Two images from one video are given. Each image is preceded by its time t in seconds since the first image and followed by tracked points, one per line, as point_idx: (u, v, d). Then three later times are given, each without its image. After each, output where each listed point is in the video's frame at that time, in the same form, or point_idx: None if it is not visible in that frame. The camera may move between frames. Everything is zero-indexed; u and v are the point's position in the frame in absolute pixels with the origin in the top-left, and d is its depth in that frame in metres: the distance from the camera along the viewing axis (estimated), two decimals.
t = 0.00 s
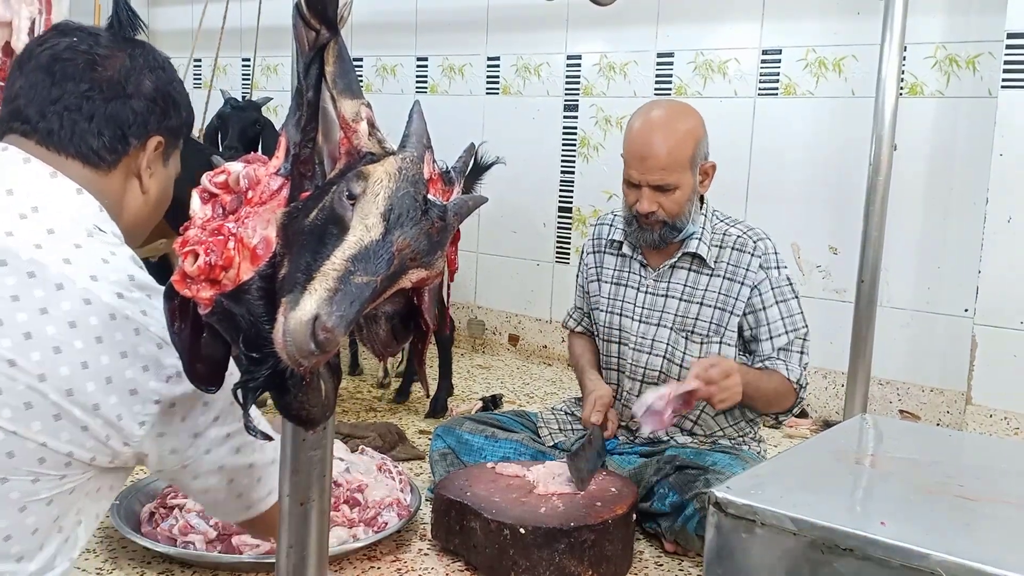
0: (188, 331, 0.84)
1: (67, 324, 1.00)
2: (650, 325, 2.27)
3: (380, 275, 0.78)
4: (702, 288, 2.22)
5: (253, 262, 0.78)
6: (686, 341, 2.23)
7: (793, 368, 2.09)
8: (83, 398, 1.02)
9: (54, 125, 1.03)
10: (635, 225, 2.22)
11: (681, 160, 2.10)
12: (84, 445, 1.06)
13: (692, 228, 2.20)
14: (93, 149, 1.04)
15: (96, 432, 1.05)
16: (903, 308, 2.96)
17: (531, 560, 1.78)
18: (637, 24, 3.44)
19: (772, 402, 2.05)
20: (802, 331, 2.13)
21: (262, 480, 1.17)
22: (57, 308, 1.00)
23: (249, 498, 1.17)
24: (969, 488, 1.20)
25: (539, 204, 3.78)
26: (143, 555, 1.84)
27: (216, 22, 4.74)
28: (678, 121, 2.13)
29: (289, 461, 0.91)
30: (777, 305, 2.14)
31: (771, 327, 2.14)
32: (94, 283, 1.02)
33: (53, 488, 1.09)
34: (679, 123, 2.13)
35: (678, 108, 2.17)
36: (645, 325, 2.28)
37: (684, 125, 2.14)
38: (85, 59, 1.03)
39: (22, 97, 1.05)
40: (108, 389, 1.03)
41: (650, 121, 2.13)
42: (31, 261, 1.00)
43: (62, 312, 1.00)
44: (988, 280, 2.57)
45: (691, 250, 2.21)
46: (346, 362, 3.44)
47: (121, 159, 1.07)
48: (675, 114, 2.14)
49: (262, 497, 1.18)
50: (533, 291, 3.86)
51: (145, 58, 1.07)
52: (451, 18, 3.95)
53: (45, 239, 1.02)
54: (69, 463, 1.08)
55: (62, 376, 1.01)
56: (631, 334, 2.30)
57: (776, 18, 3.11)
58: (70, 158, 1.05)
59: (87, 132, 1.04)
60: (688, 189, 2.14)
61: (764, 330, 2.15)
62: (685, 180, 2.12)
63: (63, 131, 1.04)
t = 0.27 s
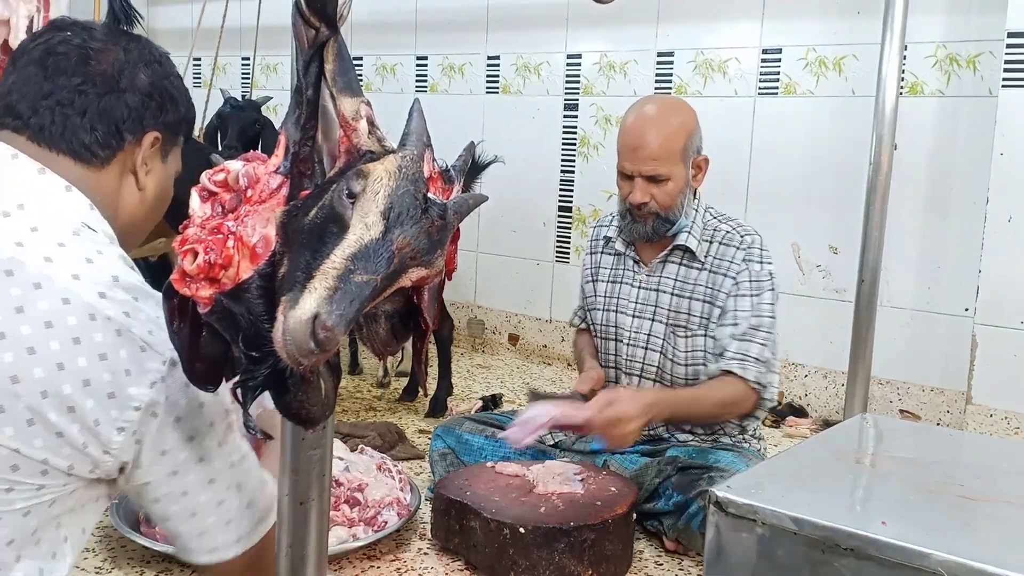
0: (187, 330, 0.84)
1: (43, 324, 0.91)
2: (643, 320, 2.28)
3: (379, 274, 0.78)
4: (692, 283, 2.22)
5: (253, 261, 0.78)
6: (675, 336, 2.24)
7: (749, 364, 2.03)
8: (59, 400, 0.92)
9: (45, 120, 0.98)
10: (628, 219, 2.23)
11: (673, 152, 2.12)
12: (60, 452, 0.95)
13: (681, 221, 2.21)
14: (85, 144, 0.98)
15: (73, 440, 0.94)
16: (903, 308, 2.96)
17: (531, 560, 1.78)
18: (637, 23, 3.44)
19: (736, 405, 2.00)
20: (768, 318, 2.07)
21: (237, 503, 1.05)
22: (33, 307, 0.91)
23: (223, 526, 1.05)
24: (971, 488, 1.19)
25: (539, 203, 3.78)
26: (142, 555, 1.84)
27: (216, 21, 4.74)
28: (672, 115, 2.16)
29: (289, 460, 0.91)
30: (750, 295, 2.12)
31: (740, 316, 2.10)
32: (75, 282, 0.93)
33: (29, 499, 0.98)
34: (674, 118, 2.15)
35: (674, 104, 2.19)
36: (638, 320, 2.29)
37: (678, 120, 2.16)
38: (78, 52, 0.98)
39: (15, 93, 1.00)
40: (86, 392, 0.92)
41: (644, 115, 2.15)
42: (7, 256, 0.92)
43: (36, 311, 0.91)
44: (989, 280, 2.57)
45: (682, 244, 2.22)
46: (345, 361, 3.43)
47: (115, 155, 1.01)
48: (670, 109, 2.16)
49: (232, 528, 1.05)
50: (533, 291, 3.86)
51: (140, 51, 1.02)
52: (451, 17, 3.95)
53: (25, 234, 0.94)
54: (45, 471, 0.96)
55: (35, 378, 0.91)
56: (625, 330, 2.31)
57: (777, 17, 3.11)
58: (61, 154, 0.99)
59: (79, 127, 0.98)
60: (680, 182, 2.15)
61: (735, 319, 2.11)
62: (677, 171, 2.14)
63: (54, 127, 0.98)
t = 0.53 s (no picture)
0: (188, 329, 0.84)
1: (10, 318, 0.83)
2: (630, 321, 2.29)
3: (381, 273, 0.78)
4: (673, 283, 2.21)
5: (254, 261, 0.77)
6: (658, 336, 2.24)
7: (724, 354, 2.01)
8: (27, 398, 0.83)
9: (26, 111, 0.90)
10: (610, 221, 2.26)
11: (643, 154, 2.14)
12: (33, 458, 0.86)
13: (660, 220, 2.20)
14: (70, 136, 0.90)
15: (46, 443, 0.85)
16: (903, 308, 2.96)
17: (532, 560, 1.78)
18: (638, 23, 3.44)
19: (716, 393, 1.99)
20: (745, 310, 2.06)
21: (160, 538, 0.91)
22: None
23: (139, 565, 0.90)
24: (972, 489, 1.19)
25: (540, 203, 3.78)
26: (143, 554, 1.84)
27: (216, 21, 4.75)
28: (643, 117, 2.17)
29: (290, 460, 0.91)
30: (726, 291, 2.10)
31: (719, 312, 2.09)
32: (49, 277, 0.85)
33: (7, 508, 0.88)
34: (644, 120, 2.17)
35: (645, 106, 2.21)
36: (626, 321, 2.30)
37: (648, 121, 2.17)
38: (65, 43, 0.90)
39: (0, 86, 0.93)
40: (56, 389, 0.84)
41: (617, 119, 2.17)
42: None
43: (6, 305, 0.83)
44: (989, 280, 2.57)
45: (660, 245, 2.21)
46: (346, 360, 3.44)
47: (103, 147, 0.92)
48: (641, 112, 2.18)
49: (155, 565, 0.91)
50: (533, 291, 3.86)
51: (133, 44, 0.94)
52: (451, 17, 3.95)
53: None
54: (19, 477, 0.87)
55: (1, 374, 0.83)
56: (614, 331, 2.32)
57: (777, 17, 3.11)
58: (46, 146, 0.91)
59: (63, 118, 0.90)
60: (653, 182, 2.16)
61: (714, 315, 2.11)
62: (648, 172, 2.15)
63: (39, 118, 0.90)
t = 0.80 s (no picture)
0: (193, 328, 0.84)
1: None
2: (629, 319, 2.30)
3: (385, 273, 0.78)
4: (670, 279, 2.22)
5: (259, 260, 0.78)
6: (658, 332, 2.24)
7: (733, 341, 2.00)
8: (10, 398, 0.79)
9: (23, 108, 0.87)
10: (603, 219, 2.26)
11: (632, 151, 2.13)
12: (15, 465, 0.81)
13: (652, 217, 2.21)
14: (67, 132, 0.87)
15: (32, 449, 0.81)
16: (905, 308, 2.96)
17: (534, 559, 1.79)
18: (640, 23, 3.44)
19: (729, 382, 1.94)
20: (750, 300, 2.06)
21: (125, 545, 0.85)
22: None
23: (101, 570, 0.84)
24: (975, 488, 1.19)
25: (541, 203, 3.78)
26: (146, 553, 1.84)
27: (218, 20, 4.75)
28: (632, 115, 2.16)
29: (294, 458, 0.91)
30: (727, 282, 2.11)
31: (725, 304, 2.10)
32: (40, 274, 0.82)
33: None
34: (633, 118, 2.16)
35: (633, 105, 2.20)
36: (625, 320, 2.31)
37: (637, 119, 2.16)
38: (63, 39, 0.87)
39: None
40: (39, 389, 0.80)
41: (605, 118, 2.16)
42: None
43: None
44: (991, 280, 2.57)
45: (655, 241, 2.22)
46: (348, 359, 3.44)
47: (102, 143, 0.89)
48: (629, 110, 2.17)
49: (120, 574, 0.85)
50: (535, 290, 3.86)
51: (132, 39, 0.90)
52: (453, 17, 3.95)
53: None
54: None
55: None
56: (612, 330, 2.32)
57: (779, 17, 3.11)
58: (44, 143, 0.88)
59: (61, 114, 0.87)
60: (643, 179, 2.15)
61: (720, 308, 2.11)
62: (638, 168, 2.14)
63: (37, 114, 0.88)
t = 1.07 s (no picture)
0: (194, 326, 0.85)
1: (9, 315, 0.84)
2: (631, 315, 2.28)
3: (387, 271, 0.78)
4: (674, 276, 2.22)
5: (261, 259, 0.78)
6: (660, 328, 2.23)
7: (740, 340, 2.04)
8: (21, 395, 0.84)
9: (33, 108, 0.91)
10: (607, 216, 2.26)
11: (636, 147, 2.14)
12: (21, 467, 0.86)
13: (657, 213, 2.21)
14: (76, 131, 0.91)
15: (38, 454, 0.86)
16: (905, 307, 2.96)
17: (535, 558, 1.79)
18: (641, 22, 3.43)
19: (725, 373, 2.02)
20: (756, 300, 2.08)
21: (124, 539, 0.89)
22: None
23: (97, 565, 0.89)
24: (976, 487, 1.19)
25: (542, 202, 3.78)
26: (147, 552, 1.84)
27: (219, 19, 4.75)
28: (635, 112, 2.18)
29: (295, 457, 0.92)
30: (732, 279, 2.12)
31: (726, 303, 2.11)
32: (50, 274, 0.86)
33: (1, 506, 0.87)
34: (637, 115, 2.17)
35: (637, 103, 2.22)
36: (627, 316, 2.28)
37: (640, 116, 2.18)
38: (70, 40, 0.91)
39: (8, 85, 0.93)
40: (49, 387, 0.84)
41: (610, 114, 2.18)
42: None
43: (4, 302, 0.84)
44: (992, 280, 2.57)
45: (659, 237, 2.22)
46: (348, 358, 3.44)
47: (110, 143, 0.93)
48: (633, 107, 2.19)
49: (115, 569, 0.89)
50: (535, 289, 3.86)
51: (137, 40, 0.94)
52: (453, 16, 3.95)
53: None
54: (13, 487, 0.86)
55: None
56: (614, 326, 2.30)
57: (780, 16, 3.10)
58: (53, 143, 0.92)
59: (70, 115, 0.91)
60: (647, 175, 2.16)
61: (721, 307, 2.12)
62: (642, 164, 2.15)
63: (46, 116, 0.91)
